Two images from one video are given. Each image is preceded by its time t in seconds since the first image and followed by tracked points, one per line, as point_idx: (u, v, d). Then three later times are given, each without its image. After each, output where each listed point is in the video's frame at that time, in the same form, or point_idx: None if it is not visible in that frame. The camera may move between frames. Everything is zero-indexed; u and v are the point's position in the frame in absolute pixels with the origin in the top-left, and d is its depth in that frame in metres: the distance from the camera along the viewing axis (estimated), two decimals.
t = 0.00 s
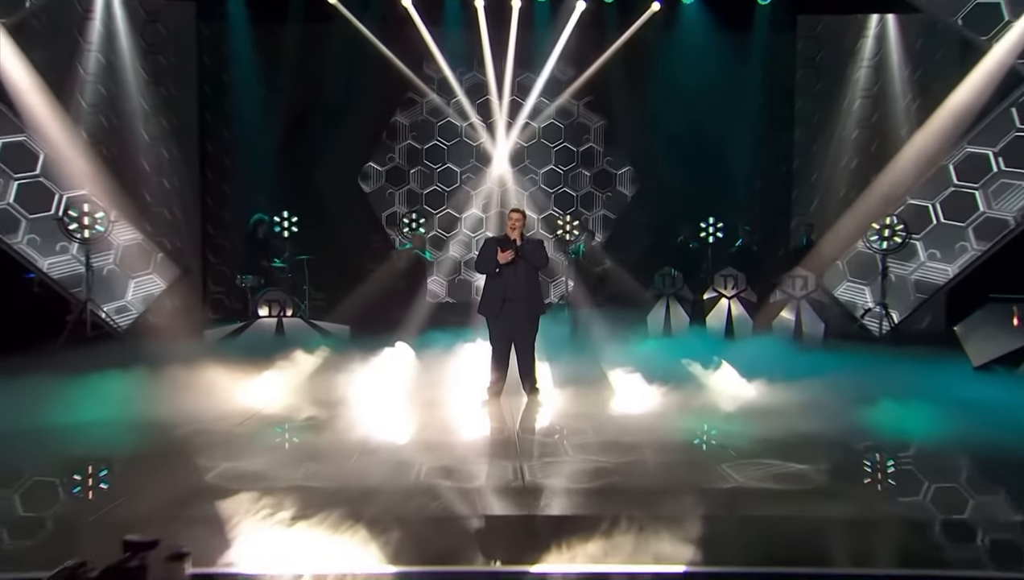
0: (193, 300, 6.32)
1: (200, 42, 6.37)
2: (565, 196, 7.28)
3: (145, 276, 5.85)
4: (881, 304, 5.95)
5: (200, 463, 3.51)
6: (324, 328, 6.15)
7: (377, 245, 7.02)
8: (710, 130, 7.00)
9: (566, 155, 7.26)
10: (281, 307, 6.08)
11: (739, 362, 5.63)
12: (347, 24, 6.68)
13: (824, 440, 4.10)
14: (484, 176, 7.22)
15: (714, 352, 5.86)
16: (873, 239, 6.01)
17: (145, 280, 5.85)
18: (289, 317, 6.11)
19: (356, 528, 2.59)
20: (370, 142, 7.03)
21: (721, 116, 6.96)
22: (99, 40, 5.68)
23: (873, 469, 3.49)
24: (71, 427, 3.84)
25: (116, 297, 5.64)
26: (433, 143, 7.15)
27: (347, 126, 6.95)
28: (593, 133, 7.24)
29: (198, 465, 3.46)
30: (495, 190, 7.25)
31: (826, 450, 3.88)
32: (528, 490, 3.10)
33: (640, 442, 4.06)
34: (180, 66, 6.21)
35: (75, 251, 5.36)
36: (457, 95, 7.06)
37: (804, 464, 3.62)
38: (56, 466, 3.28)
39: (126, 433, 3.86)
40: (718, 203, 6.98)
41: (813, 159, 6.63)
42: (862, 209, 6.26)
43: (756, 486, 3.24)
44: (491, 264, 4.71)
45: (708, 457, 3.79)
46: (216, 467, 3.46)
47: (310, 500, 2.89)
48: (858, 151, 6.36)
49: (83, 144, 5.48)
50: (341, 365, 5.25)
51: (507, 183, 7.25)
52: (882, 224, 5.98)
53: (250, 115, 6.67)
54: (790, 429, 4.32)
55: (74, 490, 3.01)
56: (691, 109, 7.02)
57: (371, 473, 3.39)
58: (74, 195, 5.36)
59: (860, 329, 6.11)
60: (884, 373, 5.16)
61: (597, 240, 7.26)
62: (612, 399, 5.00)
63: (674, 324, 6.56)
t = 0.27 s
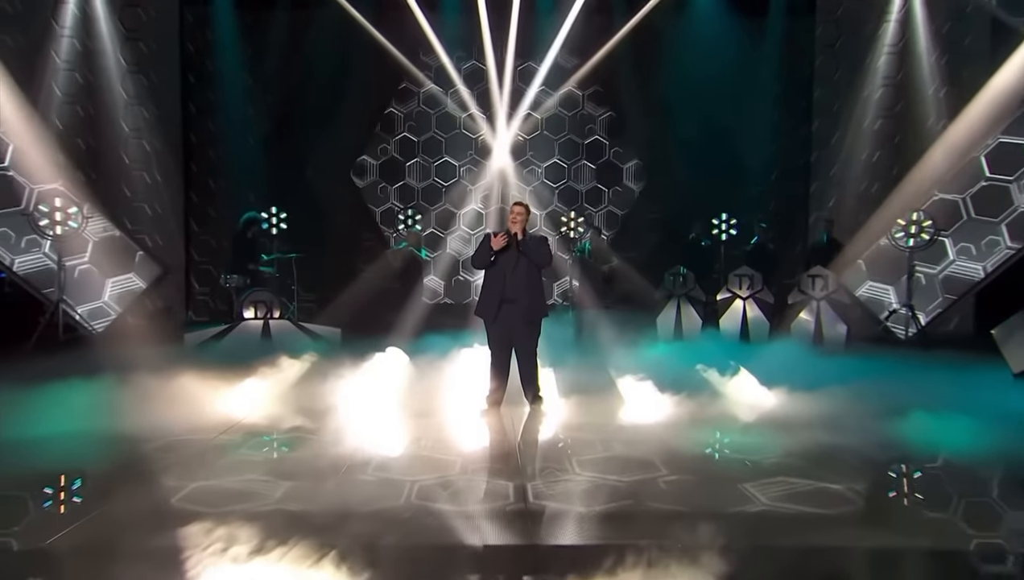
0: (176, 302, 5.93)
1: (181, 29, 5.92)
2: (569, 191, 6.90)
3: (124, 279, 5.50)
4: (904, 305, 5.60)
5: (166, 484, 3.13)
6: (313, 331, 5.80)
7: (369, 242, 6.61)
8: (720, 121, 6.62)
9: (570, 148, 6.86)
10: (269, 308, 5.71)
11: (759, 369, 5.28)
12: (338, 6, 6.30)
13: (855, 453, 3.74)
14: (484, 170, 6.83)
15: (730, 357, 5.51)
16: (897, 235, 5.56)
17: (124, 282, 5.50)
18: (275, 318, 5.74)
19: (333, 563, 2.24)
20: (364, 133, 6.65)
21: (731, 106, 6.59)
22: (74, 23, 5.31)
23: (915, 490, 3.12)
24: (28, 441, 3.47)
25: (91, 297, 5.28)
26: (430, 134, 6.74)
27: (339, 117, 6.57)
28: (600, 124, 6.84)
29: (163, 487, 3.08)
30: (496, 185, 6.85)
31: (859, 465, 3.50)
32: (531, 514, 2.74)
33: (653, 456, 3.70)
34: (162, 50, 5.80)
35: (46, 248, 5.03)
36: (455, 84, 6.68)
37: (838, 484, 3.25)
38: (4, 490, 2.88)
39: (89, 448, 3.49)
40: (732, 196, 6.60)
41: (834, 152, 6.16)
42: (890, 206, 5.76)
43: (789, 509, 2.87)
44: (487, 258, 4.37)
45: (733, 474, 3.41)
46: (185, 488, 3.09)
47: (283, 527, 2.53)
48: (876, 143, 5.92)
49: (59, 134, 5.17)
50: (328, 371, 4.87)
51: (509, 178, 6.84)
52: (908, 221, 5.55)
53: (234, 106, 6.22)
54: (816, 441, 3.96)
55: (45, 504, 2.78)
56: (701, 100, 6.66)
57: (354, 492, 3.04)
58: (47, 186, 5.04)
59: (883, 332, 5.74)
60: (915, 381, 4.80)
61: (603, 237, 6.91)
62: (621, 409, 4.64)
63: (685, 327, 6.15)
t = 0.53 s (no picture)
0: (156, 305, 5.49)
1: (160, 12, 5.49)
2: (577, 184, 6.52)
3: (98, 280, 5.06)
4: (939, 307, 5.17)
5: (118, 509, 2.72)
6: (301, 336, 5.41)
7: (360, 239, 6.16)
8: (736, 113, 6.16)
9: (577, 139, 6.50)
10: (258, 312, 5.22)
11: (782, 376, 4.89)
12: None
13: (899, 471, 3.33)
14: (484, 162, 6.41)
15: (750, 364, 5.12)
16: (933, 233, 5.03)
17: (99, 283, 5.04)
18: (261, 323, 5.27)
19: None
20: (358, 123, 6.22)
21: (749, 96, 6.11)
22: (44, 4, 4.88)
23: (974, 511, 2.72)
24: None
25: (63, 299, 4.80)
26: (429, 125, 6.36)
27: (331, 105, 6.11)
28: (608, 114, 6.47)
29: (114, 512, 2.66)
30: (498, 178, 6.42)
31: (905, 485, 3.09)
32: (538, 545, 2.34)
33: (670, 474, 3.29)
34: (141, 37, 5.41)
35: (12, 245, 4.48)
36: (455, 71, 6.30)
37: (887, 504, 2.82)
38: None
39: (38, 468, 3.07)
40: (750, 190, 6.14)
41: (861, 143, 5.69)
42: (921, 199, 5.36)
43: (839, 539, 2.44)
44: (488, 263, 3.99)
45: (765, 495, 2.98)
46: (139, 514, 2.67)
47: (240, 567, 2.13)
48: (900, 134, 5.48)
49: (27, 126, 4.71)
50: (313, 380, 4.48)
51: (511, 171, 6.42)
52: (943, 217, 5.03)
53: (216, 95, 5.73)
54: (850, 456, 3.56)
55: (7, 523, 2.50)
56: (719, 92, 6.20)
57: (329, 518, 2.62)
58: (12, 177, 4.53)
59: (916, 336, 5.31)
60: (952, 389, 4.41)
61: (615, 235, 6.54)
62: (633, 421, 4.24)
63: (700, 329, 5.76)
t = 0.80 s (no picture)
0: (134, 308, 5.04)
1: None
2: (584, 177, 6.11)
3: (69, 279, 4.61)
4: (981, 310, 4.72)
5: (59, 533, 2.37)
6: (289, 340, 5.03)
7: (352, 238, 5.76)
8: (753, 101, 5.79)
9: (585, 130, 6.08)
10: (241, 309, 4.82)
11: (807, 385, 4.50)
12: None
13: (949, 490, 2.94)
14: (485, 154, 6.01)
15: (771, 371, 4.74)
16: (971, 228, 4.65)
17: (69, 282, 4.60)
18: (244, 325, 4.84)
19: None
20: (350, 111, 5.83)
21: (768, 84, 5.75)
22: None
23: None
24: None
25: (31, 301, 4.37)
26: (427, 114, 5.97)
27: (321, 93, 5.70)
28: (619, 102, 6.07)
29: (51, 538, 2.31)
30: (501, 172, 6.00)
31: (958, 508, 2.71)
32: None
33: (686, 491, 2.92)
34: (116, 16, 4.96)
35: None
36: (455, 57, 5.95)
37: (941, 527, 2.44)
38: None
39: None
40: (770, 184, 5.74)
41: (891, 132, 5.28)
42: (955, 191, 4.97)
43: (896, 577, 2.06)
44: (487, 261, 3.64)
45: (798, 514, 2.62)
46: (82, 539, 2.32)
47: None
48: (929, 122, 5.08)
49: None
50: (295, 390, 4.10)
51: (514, 164, 6.04)
52: (983, 210, 4.64)
53: (198, 81, 5.32)
54: (889, 473, 3.17)
55: None
56: (736, 77, 5.82)
57: (298, 546, 2.27)
58: None
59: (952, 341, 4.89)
60: (1001, 402, 3.99)
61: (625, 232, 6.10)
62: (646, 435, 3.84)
63: (718, 333, 5.37)
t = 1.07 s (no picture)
0: (112, 310, 4.69)
1: None
2: (592, 170, 5.80)
3: (39, 279, 4.39)
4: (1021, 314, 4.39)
5: None
6: (277, 345, 4.72)
7: (345, 234, 5.41)
8: (771, 90, 5.45)
9: (591, 120, 5.77)
10: (223, 310, 4.53)
11: (832, 395, 4.15)
12: None
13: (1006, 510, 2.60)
14: (484, 143, 5.70)
15: (792, 380, 4.39)
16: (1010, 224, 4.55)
17: (41, 282, 4.40)
18: (228, 326, 4.56)
19: None
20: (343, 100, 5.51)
21: (787, 72, 5.40)
22: None
23: None
24: None
25: None
26: (426, 102, 5.67)
27: (312, 81, 5.35)
28: (628, 92, 5.77)
29: None
30: (501, 165, 5.71)
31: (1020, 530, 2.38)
32: None
33: (712, 509, 2.58)
34: None
35: None
36: (454, 42, 5.64)
37: (1012, 554, 2.11)
38: None
39: None
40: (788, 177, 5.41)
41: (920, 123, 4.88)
42: (990, 182, 4.65)
43: None
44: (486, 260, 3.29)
45: (843, 536, 2.29)
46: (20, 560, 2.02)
47: None
48: (960, 111, 4.71)
49: None
50: (276, 401, 3.78)
51: (516, 155, 5.73)
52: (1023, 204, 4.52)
53: (182, 69, 4.93)
54: (935, 491, 2.84)
55: None
56: (753, 64, 5.50)
57: (264, 572, 1.96)
58: None
59: (989, 344, 4.55)
60: None
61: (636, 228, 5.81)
62: (660, 449, 3.51)
63: (735, 335, 5.07)
